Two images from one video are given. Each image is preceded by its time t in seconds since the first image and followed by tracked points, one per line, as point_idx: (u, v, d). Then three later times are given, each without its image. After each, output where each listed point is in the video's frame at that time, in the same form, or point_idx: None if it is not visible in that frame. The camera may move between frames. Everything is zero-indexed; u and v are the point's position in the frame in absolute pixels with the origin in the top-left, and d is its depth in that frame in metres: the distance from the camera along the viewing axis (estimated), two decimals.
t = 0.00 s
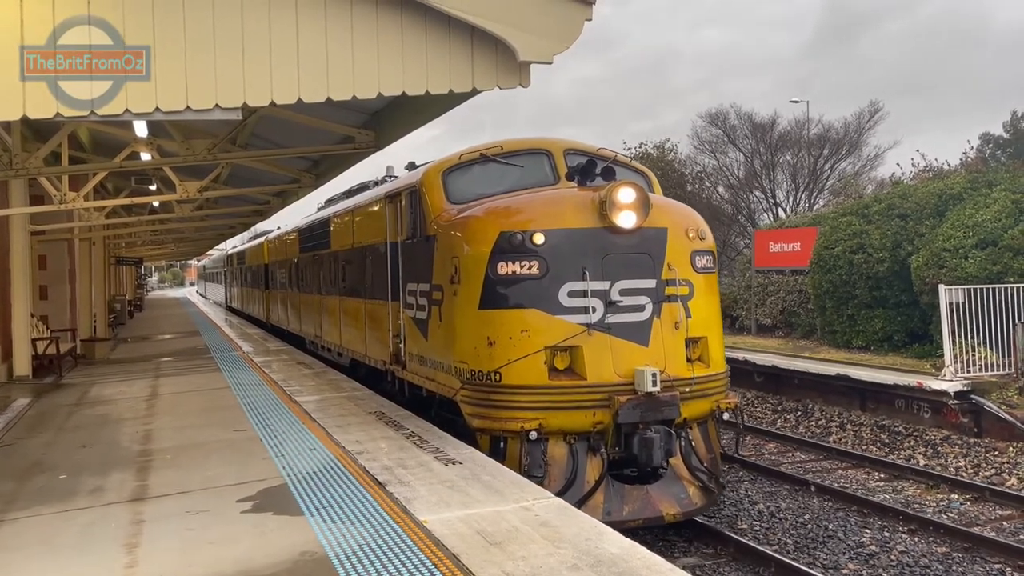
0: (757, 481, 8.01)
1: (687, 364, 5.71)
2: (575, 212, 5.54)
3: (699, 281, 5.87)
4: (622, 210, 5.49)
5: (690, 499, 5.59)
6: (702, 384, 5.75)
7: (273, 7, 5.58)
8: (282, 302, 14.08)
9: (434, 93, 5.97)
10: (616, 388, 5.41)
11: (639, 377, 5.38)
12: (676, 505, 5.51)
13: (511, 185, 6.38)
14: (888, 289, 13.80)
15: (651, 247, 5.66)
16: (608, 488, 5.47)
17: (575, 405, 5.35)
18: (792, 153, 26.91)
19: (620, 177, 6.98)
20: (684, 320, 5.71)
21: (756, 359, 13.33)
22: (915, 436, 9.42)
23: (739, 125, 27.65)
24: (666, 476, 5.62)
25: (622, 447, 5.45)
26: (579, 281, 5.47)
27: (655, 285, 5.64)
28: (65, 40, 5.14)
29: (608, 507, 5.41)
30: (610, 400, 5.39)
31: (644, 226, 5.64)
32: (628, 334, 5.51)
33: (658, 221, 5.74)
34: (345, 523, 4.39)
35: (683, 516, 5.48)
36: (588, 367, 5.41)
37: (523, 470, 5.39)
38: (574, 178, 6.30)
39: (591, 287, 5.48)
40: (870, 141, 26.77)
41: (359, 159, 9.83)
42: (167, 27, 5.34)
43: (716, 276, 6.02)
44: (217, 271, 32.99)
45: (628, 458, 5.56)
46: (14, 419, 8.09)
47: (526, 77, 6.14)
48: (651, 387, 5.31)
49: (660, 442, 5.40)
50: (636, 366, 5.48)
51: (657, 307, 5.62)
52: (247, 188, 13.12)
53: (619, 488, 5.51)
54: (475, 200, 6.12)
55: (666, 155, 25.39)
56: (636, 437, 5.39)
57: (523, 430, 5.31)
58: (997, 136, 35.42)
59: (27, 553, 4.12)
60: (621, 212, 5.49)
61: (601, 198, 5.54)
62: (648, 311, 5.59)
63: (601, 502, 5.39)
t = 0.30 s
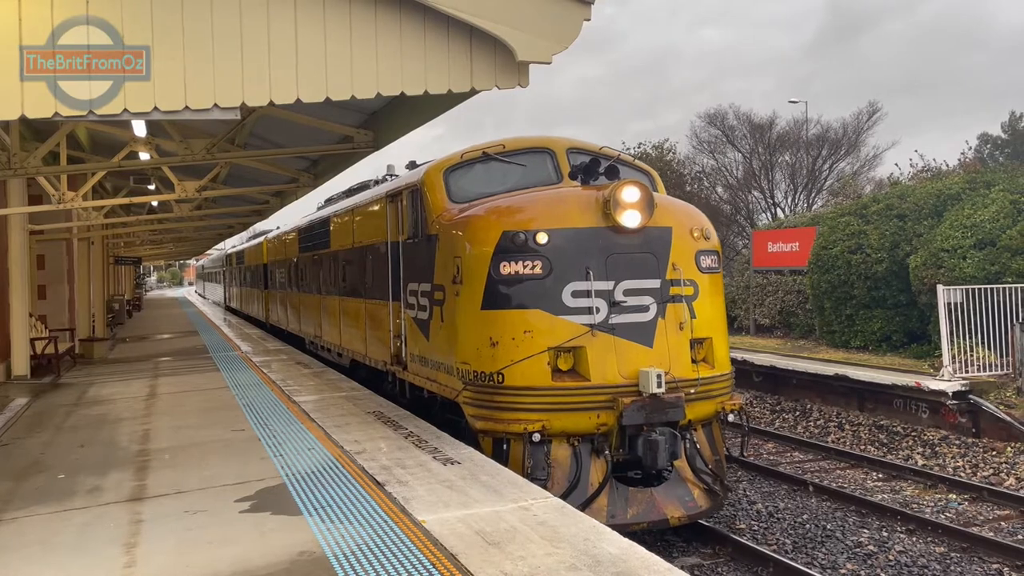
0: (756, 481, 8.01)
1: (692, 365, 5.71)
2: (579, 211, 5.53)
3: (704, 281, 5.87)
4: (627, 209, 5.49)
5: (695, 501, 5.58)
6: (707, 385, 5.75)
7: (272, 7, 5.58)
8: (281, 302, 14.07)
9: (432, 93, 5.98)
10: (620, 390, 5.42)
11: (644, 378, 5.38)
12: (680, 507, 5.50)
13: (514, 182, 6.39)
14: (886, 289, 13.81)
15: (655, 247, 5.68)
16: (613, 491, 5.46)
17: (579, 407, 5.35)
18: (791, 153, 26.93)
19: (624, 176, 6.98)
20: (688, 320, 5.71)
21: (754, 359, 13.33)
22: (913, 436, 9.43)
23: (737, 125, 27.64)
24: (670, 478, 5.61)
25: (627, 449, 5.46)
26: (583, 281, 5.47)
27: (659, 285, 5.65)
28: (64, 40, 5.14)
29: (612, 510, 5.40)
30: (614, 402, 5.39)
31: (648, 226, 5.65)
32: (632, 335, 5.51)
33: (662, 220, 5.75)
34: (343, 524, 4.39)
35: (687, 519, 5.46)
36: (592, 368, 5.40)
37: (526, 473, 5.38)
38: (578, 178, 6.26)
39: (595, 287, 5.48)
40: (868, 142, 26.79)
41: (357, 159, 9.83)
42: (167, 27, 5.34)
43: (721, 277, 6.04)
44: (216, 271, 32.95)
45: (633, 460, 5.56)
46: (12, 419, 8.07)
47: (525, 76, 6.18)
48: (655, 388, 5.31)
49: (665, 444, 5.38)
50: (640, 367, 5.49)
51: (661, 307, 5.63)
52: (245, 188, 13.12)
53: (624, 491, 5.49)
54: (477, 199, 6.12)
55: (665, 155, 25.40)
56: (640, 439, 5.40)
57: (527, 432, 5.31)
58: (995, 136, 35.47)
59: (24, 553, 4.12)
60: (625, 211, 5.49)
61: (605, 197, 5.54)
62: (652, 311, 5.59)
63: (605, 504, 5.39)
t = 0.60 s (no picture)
0: (754, 481, 8.02)
1: (697, 366, 5.70)
2: (583, 210, 5.52)
3: (709, 282, 5.88)
4: (632, 208, 5.48)
5: (701, 504, 5.61)
6: (713, 387, 5.75)
7: (272, 7, 5.58)
8: (280, 302, 14.06)
9: (431, 93, 5.98)
10: (626, 391, 5.40)
11: (649, 379, 5.36)
12: (685, 510, 5.55)
13: (517, 181, 6.38)
14: (885, 288, 13.82)
15: (661, 247, 5.66)
16: (617, 494, 5.48)
17: (584, 408, 5.34)
18: (790, 153, 26.95)
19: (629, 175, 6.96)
20: (694, 320, 5.71)
21: (752, 359, 13.33)
22: (912, 436, 9.43)
23: (736, 125, 27.64)
24: (676, 481, 5.62)
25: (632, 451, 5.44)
26: (587, 281, 5.45)
27: (665, 285, 5.64)
28: (64, 39, 5.14)
29: (616, 513, 5.42)
30: (619, 403, 5.38)
31: (654, 225, 5.64)
32: (637, 335, 5.50)
33: (667, 219, 5.75)
34: (341, 523, 4.39)
35: (692, 522, 5.52)
36: (596, 369, 5.39)
37: (530, 475, 5.38)
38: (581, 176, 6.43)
39: (600, 288, 5.47)
40: (867, 142, 26.80)
41: (356, 158, 9.82)
42: (166, 26, 5.33)
43: (727, 277, 6.04)
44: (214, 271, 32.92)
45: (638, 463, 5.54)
46: (10, 419, 8.04)
47: (524, 76, 6.16)
48: (661, 390, 5.28)
49: (670, 446, 5.36)
50: (645, 369, 5.47)
51: (666, 308, 5.62)
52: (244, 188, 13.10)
53: (629, 494, 5.51)
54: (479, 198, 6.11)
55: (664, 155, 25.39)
56: (646, 441, 5.37)
57: (531, 434, 5.30)
58: (993, 136, 35.53)
59: (22, 553, 4.11)
60: (631, 210, 5.48)
61: (609, 196, 5.52)
62: (658, 312, 5.58)
63: (609, 508, 5.41)
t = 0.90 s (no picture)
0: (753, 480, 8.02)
1: (704, 367, 5.70)
2: (589, 209, 5.52)
3: (716, 281, 5.88)
4: (638, 207, 5.48)
5: (708, 508, 5.60)
6: (719, 388, 5.75)
7: (272, 7, 5.58)
8: (279, 302, 14.07)
9: (429, 92, 5.98)
10: (632, 393, 5.40)
11: (656, 381, 5.35)
12: (692, 512, 5.53)
13: (520, 179, 6.38)
14: (883, 288, 13.83)
15: (667, 246, 5.67)
16: (623, 498, 5.46)
17: (589, 410, 5.33)
18: (788, 153, 26.98)
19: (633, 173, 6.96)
20: (701, 320, 5.71)
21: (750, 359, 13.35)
22: (910, 436, 9.44)
23: (735, 125, 27.61)
24: (682, 484, 5.63)
25: (638, 453, 5.46)
26: (592, 281, 5.45)
27: (671, 285, 5.64)
28: (64, 39, 5.14)
29: (622, 517, 5.40)
30: (624, 405, 5.38)
31: (660, 224, 5.65)
32: (642, 336, 5.50)
33: (673, 218, 5.75)
34: (340, 523, 4.39)
35: (699, 526, 5.49)
36: (601, 371, 5.39)
37: (534, 478, 5.36)
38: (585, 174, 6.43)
39: (605, 288, 5.47)
40: (865, 142, 26.82)
41: (355, 158, 9.81)
42: (167, 26, 5.33)
43: (733, 276, 6.03)
44: (213, 271, 32.91)
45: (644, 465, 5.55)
46: (7, 419, 8.03)
47: (523, 76, 6.12)
48: (667, 391, 5.29)
49: (677, 449, 5.34)
50: (651, 370, 5.47)
51: (673, 308, 5.62)
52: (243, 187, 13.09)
53: (635, 497, 5.50)
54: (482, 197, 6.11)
55: (662, 155, 25.40)
56: (652, 444, 5.37)
57: (535, 436, 5.30)
58: (991, 136, 35.59)
59: (19, 553, 4.10)
60: (637, 209, 5.48)
61: (615, 195, 5.52)
62: (664, 312, 5.58)
63: (615, 511, 5.39)
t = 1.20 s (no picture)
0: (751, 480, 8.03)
1: (712, 368, 5.65)
2: (595, 206, 5.48)
3: (724, 281, 5.85)
4: (645, 205, 5.44)
5: (716, 511, 5.56)
6: (728, 390, 5.72)
7: (272, 7, 5.58)
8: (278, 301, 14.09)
9: (428, 92, 5.97)
10: (639, 394, 5.34)
11: (663, 382, 5.30)
12: (700, 516, 5.49)
13: (524, 177, 6.37)
14: (881, 288, 13.84)
15: (674, 245, 5.63)
16: (630, 501, 5.43)
17: (596, 412, 5.28)
18: (786, 153, 27.00)
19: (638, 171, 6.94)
20: (708, 320, 5.67)
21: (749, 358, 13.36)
22: (908, 435, 9.46)
23: (733, 124, 27.54)
24: (690, 487, 5.59)
25: (645, 456, 5.37)
26: (599, 281, 5.41)
27: (679, 285, 5.60)
28: (63, 39, 5.14)
29: (629, 521, 5.37)
30: (631, 406, 5.32)
31: (667, 223, 5.61)
32: (650, 336, 5.44)
33: (681, 217, 5.71)
34: (338, 522, 4.39)
35: (707, 530, 5.45)
36: (608, 372, 5.34)
37: (540, 481, 5.31)
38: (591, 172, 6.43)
39: (612, 287, 5.43)
40: (863, 142, 26.78)
41: (354, 157, 9.79)
42: (166, 26, 5.33)
43: (741, 277, 6.02)
44: (212, 270, 32.94)
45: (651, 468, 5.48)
46: (5, 418, 8.02)
47: (522, 76, 6.09)
48: (675, 393, 5.23)
49: (685, 452, 5.29)
50: (658, 371, 5.42)
51: (680, 308, 5.58)
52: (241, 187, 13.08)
53: (641, 501, 5.47)
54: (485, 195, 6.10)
55: (661, 154, 25.42)
56: (660, 446, 5.31)
57: (540, 439, 5.24)
58: (990, 135, 35.60)
59: (16, 553, 4.10)
60: (644, 207, 5.44)
61: (622, 192, 5.48)
62: (672, 312, 5.54)
63: (622, 515, 5.36)
